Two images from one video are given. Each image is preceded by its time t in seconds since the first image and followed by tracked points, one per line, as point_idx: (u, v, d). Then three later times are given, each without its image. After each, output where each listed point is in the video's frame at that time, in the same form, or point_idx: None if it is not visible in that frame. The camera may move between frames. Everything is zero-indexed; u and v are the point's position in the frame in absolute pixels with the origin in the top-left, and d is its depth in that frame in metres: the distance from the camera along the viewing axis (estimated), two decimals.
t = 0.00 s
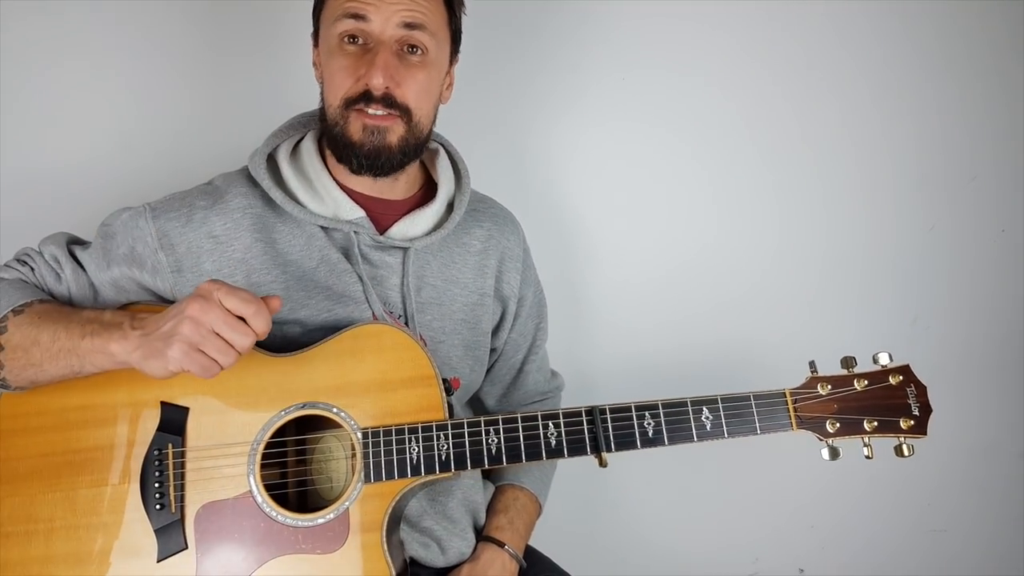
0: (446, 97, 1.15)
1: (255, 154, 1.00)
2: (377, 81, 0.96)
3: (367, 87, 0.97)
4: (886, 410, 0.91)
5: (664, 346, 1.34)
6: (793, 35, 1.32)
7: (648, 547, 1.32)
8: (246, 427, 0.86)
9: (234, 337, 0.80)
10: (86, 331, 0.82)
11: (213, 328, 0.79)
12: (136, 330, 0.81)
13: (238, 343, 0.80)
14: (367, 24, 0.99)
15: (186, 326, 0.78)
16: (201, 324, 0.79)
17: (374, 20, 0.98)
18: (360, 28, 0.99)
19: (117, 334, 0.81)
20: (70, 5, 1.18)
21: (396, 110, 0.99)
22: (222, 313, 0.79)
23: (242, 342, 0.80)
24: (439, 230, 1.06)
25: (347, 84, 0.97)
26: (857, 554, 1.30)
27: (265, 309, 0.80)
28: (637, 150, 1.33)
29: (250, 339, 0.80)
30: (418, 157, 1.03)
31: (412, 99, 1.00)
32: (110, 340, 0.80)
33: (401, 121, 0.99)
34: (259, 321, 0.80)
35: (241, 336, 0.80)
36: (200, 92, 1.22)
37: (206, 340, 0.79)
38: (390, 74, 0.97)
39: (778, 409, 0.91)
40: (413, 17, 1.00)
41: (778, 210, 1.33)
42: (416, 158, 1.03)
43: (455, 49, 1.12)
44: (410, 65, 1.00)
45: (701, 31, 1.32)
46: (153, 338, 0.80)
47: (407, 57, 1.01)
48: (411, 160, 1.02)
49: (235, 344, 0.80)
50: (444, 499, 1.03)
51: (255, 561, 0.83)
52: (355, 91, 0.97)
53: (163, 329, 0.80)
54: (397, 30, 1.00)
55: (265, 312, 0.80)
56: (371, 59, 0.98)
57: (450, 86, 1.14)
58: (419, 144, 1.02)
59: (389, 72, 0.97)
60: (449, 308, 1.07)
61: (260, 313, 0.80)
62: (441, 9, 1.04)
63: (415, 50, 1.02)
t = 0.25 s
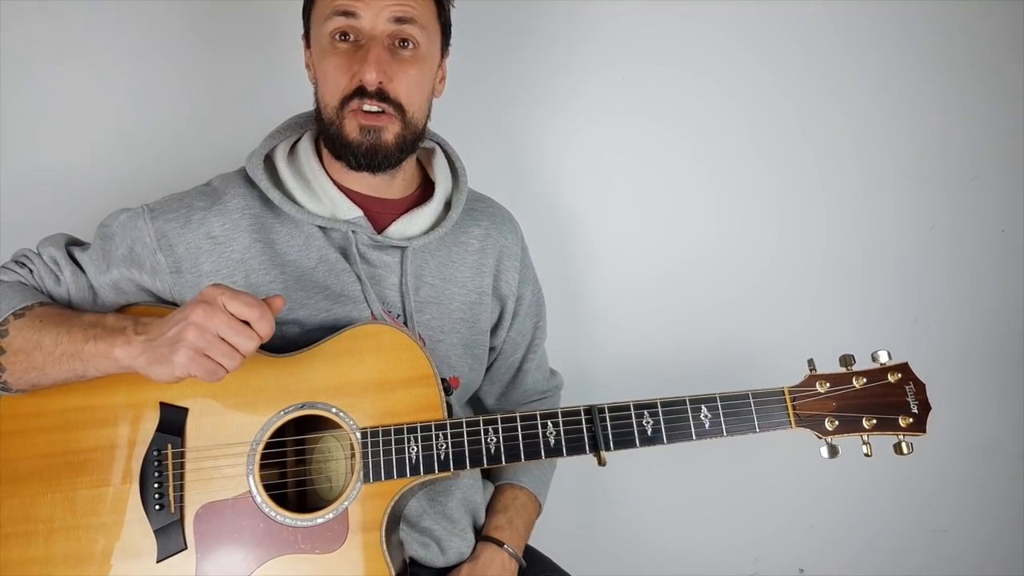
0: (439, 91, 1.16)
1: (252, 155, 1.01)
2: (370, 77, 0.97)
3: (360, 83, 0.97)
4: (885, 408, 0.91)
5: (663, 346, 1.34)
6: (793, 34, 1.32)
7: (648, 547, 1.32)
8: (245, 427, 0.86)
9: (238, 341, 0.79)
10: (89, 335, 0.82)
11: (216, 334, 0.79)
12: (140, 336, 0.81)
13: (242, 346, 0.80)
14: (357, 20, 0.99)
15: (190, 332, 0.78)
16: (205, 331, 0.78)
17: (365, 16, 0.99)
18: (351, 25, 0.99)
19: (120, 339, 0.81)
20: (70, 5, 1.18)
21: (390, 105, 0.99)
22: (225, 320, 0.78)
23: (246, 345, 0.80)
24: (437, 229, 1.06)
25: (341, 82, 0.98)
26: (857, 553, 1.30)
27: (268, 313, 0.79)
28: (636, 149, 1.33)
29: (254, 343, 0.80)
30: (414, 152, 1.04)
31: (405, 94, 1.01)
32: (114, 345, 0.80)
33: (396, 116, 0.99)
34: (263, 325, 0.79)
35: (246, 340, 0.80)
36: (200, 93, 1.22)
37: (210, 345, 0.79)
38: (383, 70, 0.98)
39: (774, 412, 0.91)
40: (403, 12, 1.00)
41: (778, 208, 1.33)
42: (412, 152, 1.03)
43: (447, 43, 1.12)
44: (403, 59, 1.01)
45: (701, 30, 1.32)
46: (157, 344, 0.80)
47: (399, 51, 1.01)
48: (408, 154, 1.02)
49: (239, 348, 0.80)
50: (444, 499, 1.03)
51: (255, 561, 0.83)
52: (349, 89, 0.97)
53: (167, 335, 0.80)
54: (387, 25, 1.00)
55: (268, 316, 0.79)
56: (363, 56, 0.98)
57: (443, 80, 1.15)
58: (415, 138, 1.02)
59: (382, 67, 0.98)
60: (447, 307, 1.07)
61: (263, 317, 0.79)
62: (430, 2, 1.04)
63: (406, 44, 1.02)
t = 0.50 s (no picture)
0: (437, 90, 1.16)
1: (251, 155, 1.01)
2: (369, 76, 0.97)
3: (359, 83, 0.97)
4: (884, 408, 0.91)
5: (662, 346, 1.34)
6: (793, 32, 1.32)
7: (648, 547, 1.32)
8: (244, 426, 0.86)
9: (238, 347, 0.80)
10: (90, 340, 0.82)
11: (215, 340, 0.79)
12: (140, 341, 0.81)
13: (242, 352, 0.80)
14: (356, 20, 0.99)
15: (189, 339, 0.78)
16: (205, 337, 0.79)
17: (363, 15, 0.99)
18: (349, 25, 0.99)
19: (121, 345, 0.81)
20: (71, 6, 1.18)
21: (389, 103, 0.99)
22: (224, 326, 0.79)
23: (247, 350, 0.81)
24: (435, 229, 1.07)
25: (339, 81, 0.98)
26: (858, 554, 1.30)
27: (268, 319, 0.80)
28: (634, 149, 1.33)
29: (254, 348, 0.81)
30: (413, 152, 1.04)
31: (404, 93, 1.01)
32: (114, 350, 0.80)
33: (394, 116, 1.00)
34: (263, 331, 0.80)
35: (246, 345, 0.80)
36: (200, 93, 1.22)
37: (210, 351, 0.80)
38: (382, 69, 0.98)
39: (772, 411, 0.91)
40: (401, 10, 1.00)
41: (778, 207, 1.33)
42: (410, 152, 1.03)
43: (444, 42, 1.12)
44: (401, 58, 1.01)
45: (700, 29, 1.32)
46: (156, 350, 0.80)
47: (397, 51, 1.01)
48: (407, 153, 1.02)
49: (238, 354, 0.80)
50: (443, 499, 1.03)
51: (253, 561, 0.83)
52: (348, 89, 0.98)
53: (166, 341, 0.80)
54: (385, 24, 1.00)
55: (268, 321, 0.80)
56: (361, 55, 0.98)
57: (440, 80, 1.15)
58: (414, 136, 1.02)
59: (380, 66, 0.98)
60: (446, 306, 1.07)
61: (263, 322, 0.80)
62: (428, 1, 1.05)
63: (404, 43, 1.02)
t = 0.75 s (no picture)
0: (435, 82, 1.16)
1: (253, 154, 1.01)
2: (368, 66, 0.97)
3: (359, 76, 0.97)
4: (886, 408, 0.91)
5: (663, 346, 1.34)
6: (792, 31, 1.32)
7: (648, 548, 1.32)
8: (244, 427, 0.86)
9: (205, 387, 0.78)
10: (80, 356, 0.82)
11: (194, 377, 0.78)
12: (126, 363, 0.81)
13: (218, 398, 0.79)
14: (349, 12, 0.98)
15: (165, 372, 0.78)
16: (181, 368, 0.78)
17: (355, 7, 0.98)
18: (342, 18, 0.99)
19: (109, 365, 0.81)
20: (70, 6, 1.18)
21: (391, 90, 0.99)
22: (207, 364, 0.79)
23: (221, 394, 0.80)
24: (439, 229, 1.06)
25: (339, 76, 0.98)
26: (859, 554, 1.29)
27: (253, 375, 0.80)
28: (634, 148, 1.33)
29: (227, 393, 0.79)
30: (422, 139, 1.04)
31: (405, 81, 1.01)
32: (103, 370, 0.80)
33: (399, 107, 1.00)
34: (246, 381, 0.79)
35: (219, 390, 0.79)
36: (200, 93, 1.22)
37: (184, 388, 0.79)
38: (380, 56, 0.98)
39: (773, 412, 0.90)
40: None
41: (779, 206, 1.33)
42: (419, 142, 1.04)
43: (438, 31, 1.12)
44: (398, 46, 1.00)
45: (700, 28, 1.32)
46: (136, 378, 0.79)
47: (392, 39, 1.01)
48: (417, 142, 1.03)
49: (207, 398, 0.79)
50: (443, 499, 1.03)
51: (253, 561, 0.83)
52: (349, 83, 0.98)
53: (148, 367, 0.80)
54: (378, 13, 0.99)
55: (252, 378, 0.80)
56: (358, 46, 0.98)
57: (438, 72, 1.14)
58: (421, 122, 1.03)
59: (378, 54, 0.98)
60: (448, 306, 1.07)
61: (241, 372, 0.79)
62: None
63: (399, 32, 1.02)
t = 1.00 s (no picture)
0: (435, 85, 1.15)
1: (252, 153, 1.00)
2: (363, 72, 0.96)
3: (354, 80, 0.97)
4: (889, 415, 0.90)
5: (662, 347, 1.34)
6: (792, 32, 1.31)
7: (648, 549, 1.32)
8: (244, 427, 0.86)
9: (147, 244, 0.72)
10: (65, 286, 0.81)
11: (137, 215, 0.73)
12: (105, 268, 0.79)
13: (162, 211, 0.74)
14: (346, 16, 0.98)
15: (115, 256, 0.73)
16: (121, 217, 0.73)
17: (352, 11, 0.98)
18: (339, 22, 0.98)
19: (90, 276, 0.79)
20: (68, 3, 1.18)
21: (388, 96, 0.99)
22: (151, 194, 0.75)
23: (177, 251, 0.74)
24: (438, 227, 1.06)
25: (334, 80, 0.97)
26: (859, 558, 1.29)
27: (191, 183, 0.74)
28: (634, 148, 1.32)
29: (173, 228, 0.73)
30: (417, 145, 1.03)
31: (401, 86, 1.00)
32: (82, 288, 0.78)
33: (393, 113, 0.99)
34: (181, 180, 0.74)
35: (168, 241, 0.73)
36: (201, 92, 1.22)
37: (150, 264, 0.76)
38: (376, 61, 0.97)
39: (774, 418, 0.90)
40: (390, 2, 0.99)
41: (781, 210, 1.32)
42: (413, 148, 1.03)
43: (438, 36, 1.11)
44: (395, 51, 1.00)
45: (700, 29, 1.31)
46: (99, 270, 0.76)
47: (389, 44, 1.00)
48: (412, 149, 1.02)
49: (150, 237, 0.72)
50: (443, 499, 1.03)
51: (254, 561, 0.83)
52: (343, 87, 0.97)
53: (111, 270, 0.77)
54: (376, 17, 0.99)
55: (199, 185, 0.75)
56: (353, 51, 0.97)
57: (438, 74, 1.14)
58: (416, 128, 1.02)
59: (374, 59, 0.97)
60: (449, 306, 1.07)
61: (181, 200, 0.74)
62: None
63: (396, 37, 1.01)
